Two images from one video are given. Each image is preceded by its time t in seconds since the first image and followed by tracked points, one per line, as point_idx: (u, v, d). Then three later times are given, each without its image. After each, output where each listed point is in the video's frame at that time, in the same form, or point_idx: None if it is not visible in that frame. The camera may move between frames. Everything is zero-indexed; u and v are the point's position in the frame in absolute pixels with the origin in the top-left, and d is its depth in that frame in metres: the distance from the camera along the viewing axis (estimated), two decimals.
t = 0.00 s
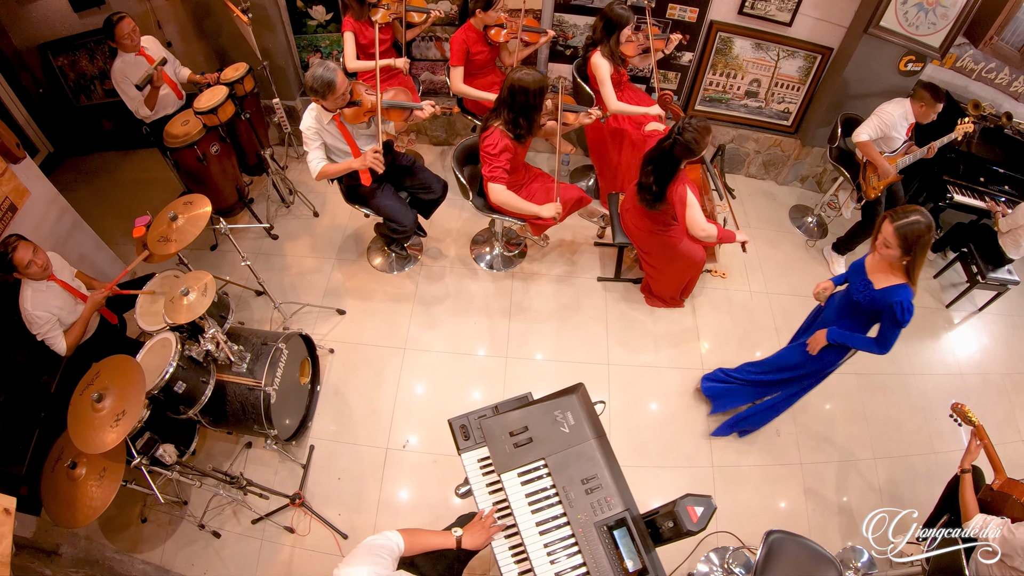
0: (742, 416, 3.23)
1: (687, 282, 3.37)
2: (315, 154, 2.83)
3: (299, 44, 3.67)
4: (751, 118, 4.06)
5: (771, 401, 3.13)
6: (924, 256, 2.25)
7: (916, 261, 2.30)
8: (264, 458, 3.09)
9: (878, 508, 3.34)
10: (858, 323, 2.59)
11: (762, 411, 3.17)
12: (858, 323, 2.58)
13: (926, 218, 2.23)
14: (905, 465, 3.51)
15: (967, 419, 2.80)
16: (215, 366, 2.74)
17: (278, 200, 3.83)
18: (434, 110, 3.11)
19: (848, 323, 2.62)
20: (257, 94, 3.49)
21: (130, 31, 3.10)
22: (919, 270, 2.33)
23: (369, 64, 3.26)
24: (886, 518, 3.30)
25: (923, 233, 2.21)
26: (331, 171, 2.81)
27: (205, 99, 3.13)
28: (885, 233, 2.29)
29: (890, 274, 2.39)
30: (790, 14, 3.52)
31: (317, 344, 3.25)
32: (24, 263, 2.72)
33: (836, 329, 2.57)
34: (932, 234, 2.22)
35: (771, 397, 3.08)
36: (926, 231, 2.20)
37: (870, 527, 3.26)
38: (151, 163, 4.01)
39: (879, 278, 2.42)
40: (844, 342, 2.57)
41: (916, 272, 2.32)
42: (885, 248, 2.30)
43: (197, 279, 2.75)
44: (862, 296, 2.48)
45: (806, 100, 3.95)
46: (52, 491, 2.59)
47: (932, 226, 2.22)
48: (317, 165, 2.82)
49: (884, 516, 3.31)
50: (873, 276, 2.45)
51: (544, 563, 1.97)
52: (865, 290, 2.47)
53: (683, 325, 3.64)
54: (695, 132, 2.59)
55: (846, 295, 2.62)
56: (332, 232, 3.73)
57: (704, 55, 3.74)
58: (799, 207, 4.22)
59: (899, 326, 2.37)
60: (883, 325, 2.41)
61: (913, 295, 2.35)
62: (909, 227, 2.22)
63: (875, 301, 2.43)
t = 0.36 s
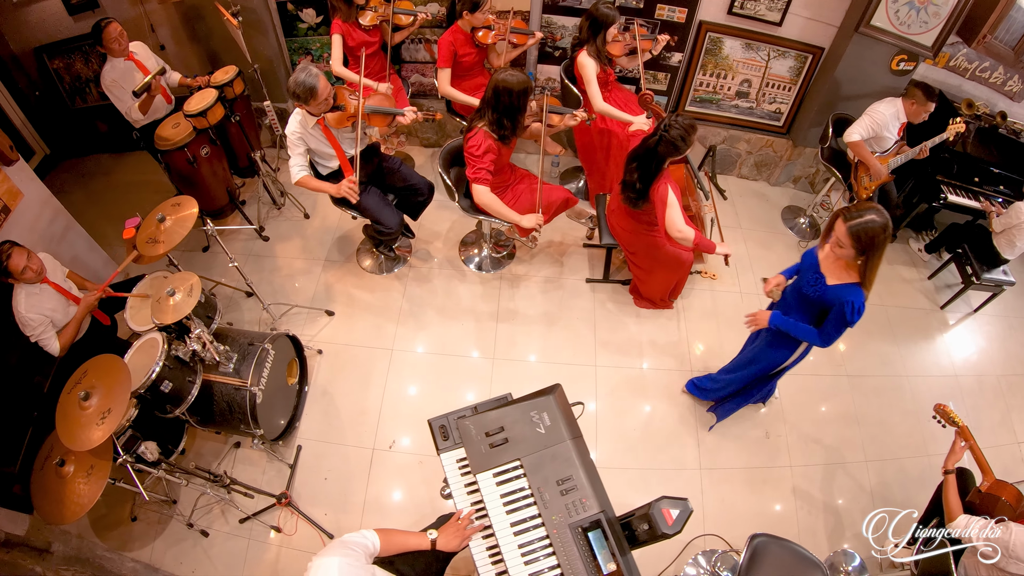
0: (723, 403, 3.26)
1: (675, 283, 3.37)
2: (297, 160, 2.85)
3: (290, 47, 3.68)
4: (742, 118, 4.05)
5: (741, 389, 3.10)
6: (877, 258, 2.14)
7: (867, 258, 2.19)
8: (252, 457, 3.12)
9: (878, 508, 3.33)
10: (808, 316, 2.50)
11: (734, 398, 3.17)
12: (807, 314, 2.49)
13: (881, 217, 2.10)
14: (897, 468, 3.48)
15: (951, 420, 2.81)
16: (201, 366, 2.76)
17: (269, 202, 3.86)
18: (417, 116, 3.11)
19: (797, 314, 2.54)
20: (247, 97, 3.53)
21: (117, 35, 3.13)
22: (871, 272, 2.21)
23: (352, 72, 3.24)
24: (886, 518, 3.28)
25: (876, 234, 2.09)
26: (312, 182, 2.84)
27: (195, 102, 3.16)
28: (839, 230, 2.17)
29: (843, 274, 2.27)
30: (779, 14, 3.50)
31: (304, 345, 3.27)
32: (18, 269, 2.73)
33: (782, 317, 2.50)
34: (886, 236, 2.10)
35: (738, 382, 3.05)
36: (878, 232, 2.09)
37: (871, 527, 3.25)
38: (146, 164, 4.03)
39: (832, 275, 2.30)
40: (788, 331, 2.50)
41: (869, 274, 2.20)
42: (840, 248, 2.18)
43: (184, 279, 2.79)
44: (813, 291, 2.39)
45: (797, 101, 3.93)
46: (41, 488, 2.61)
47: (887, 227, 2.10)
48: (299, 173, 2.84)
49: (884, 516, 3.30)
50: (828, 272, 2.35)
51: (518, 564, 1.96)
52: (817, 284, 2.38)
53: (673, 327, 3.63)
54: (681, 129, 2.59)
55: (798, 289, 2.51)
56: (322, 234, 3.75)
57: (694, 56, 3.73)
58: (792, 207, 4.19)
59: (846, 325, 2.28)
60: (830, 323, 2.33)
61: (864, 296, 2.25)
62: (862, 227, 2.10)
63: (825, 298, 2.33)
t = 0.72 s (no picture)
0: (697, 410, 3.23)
1: (662, 284, 3.36)
2: (282, 161, 2.86)
3: (280, 49, 3.68)
4: (732, 119, 4.03)
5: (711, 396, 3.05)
6: (841, 250, 2.12)
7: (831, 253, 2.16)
8: (239, 457, 3.14)
9: (878, 508, 3.33)
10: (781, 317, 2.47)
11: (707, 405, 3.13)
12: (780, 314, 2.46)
13: (839, 208, 2.09)
14: (888, 471, 3.45)
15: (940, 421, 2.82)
16: (187, 365, 2.78)
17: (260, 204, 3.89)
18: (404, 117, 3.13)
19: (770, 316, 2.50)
20: (237, 100, 3.55)
21: (109, 33, 3.14)
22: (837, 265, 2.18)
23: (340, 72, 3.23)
24: (886, 519, 3.27)
25: (836, 225, 2.07)
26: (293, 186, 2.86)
27: (184, 104, 3.18)
28: (798, 226, 2.15)
29: (811, 270, 2.25)
30: (768, 13, 3.48)
31: (292, 345, 3.29)
32: (9, 267, 2.74)
33: (756, 323, 2.46)
34: (847, 226, 2.08)
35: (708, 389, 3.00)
36: (839, 223, 2.06)
37: (871, 527, 3.24)
38: (139, 165, 4.06)
39: (799, 272, 2.29)
40: (764, 335, 2.46)
41: (836, 268, 2.18)
42: (803, 242, 2.15)
43: (171, 279, 2.82)
44: (783, 291, 2.37)
45: (788, 101, 3.91)
46: (29, 486, 2.64)
47: (846, 217, 2.08)
48: (283, 175, 2.85)
49: (885, 517, 3.28)
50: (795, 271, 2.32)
51: (491, 565, 1.96)
52: (786, 285, 2.36)
53: (661, 328, 3.63)
54: (666, 123, 2.60)
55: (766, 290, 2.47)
56: (312, 235, 3.78)
57: (683, 56, 3.71)
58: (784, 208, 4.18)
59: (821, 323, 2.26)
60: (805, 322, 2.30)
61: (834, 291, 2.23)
62: (822, 219, 2.08)
63: (797, 297, 2.32)
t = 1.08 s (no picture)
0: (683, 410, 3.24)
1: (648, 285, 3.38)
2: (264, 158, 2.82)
3: (271, 51, 3.71)
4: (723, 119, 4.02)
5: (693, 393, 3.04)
6: (810, 243, 2.11)
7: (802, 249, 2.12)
8: (228, 457, 3.17)
9: (876, 509, 3.30)
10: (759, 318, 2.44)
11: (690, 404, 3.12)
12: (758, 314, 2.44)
13: (800, 201, 2.08)
14: (879, 473, 3.42)
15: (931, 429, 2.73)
16: (173, 365, 2.80)
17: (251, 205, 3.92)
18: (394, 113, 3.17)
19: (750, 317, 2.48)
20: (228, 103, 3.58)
21: (105, 32, 3.13)
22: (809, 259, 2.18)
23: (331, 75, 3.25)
24: (886, 518, 3.24)
25: (800, 219, 2.06)
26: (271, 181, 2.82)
27: (173, 107, 3.21)
28: (762, 225, 2.13)
29: (782, 268, 2.24)
30: (758, 13, 3.47)
31: (280, 346, 3.32)
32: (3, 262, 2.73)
33: (741, 327, 2.42)
34: (811, 218, 2.07)
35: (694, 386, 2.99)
36: (803, 217, 2.05)
37: (871, 527, 3.21)
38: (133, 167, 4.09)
39: (772, 274, 2.26)
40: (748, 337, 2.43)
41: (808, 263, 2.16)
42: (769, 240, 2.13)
43: (155, 279, 2.86)
44: (758, 297, 2.32)
45: (778, 101, 3.90)
46: (18, 484, 2.67)
47: (808, 209, 2.07)
48: (263, 167, 2.82)
49: (885, 517, 3.26)
50: (766, 272, 2.30)
51: (465, 565, 1.96)
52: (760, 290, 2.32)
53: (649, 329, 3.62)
54: (653, 118, 2.62)
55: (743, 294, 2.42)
56: (302, 236, 3.80)
57: (672, 56, 3.69)
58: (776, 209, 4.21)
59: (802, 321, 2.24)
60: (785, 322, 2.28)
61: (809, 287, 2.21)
62: (785, 215, 2.07)
63: (774, 300, 2.27)
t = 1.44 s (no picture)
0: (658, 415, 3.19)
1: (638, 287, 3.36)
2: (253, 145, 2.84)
3: (263, 54, 3.71)
4: (714, 119, 4.00)
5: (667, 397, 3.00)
6: (766, 237, 2.09)
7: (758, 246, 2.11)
8: (216, 457, 3.19)
9: (880, 508, 3.30)
10: (722, 319, 2.42)
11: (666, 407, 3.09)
12: (720, 317, 2.41)
13: (754, 195, 2.06)
14: (871, 476, 3.38)
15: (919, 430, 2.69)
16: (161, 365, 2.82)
17: (243, 207, 3.95)
18: (384, 111, 3.20)
19: (713, 320, 2.45)
20: (219, 105, 3.60)
21: (102, 35, 3.15)
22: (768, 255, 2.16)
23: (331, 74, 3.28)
24: (886, 518, 3.23)
25: (754, 213, 2.05)
26: (259, 169, 2.82)
27: (165, 110, 3.24)
28: (717, 221, 2.12)
29: (741, 267, 2.21)
30: (747, 13, 3.45)
31: (268, 347, 3.34)
32: None
33: (704, 329, 2.39)
34: (766, 211, 2.06)
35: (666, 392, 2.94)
36: (757, 212, 2.04)
37: (871, 527, 3.21)
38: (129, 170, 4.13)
39: (731, 275, 2.24)
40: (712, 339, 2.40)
41: (767, 260, 2.14)
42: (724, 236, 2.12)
43: (143, 280, 2.90)
44: (719, 299, 2.30)
45: (770, 101, 3.88)
46: (10, 481, 2.70)
47: (762, 203, 2.05)
48: (249, 157, 2.81)
49: (885, 517, 3.25)
50: (725, 274, 2.27)
51: (438, 565, 1.96)
52: (721, 293, 2.28)
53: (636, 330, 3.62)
54: (641, 116, 2.64)
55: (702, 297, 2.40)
56: (292, 238, 3.83)
57: (661, 57, 3.67)
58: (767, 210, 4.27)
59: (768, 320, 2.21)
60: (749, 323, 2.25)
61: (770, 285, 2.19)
62: (739, 209, 2.05)
63: (734, 302, 2.25)
